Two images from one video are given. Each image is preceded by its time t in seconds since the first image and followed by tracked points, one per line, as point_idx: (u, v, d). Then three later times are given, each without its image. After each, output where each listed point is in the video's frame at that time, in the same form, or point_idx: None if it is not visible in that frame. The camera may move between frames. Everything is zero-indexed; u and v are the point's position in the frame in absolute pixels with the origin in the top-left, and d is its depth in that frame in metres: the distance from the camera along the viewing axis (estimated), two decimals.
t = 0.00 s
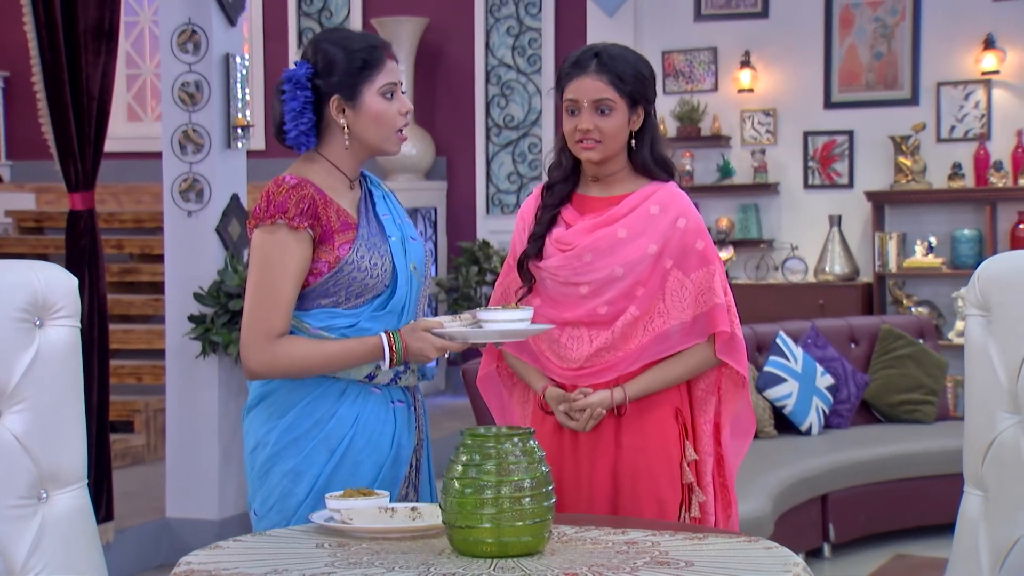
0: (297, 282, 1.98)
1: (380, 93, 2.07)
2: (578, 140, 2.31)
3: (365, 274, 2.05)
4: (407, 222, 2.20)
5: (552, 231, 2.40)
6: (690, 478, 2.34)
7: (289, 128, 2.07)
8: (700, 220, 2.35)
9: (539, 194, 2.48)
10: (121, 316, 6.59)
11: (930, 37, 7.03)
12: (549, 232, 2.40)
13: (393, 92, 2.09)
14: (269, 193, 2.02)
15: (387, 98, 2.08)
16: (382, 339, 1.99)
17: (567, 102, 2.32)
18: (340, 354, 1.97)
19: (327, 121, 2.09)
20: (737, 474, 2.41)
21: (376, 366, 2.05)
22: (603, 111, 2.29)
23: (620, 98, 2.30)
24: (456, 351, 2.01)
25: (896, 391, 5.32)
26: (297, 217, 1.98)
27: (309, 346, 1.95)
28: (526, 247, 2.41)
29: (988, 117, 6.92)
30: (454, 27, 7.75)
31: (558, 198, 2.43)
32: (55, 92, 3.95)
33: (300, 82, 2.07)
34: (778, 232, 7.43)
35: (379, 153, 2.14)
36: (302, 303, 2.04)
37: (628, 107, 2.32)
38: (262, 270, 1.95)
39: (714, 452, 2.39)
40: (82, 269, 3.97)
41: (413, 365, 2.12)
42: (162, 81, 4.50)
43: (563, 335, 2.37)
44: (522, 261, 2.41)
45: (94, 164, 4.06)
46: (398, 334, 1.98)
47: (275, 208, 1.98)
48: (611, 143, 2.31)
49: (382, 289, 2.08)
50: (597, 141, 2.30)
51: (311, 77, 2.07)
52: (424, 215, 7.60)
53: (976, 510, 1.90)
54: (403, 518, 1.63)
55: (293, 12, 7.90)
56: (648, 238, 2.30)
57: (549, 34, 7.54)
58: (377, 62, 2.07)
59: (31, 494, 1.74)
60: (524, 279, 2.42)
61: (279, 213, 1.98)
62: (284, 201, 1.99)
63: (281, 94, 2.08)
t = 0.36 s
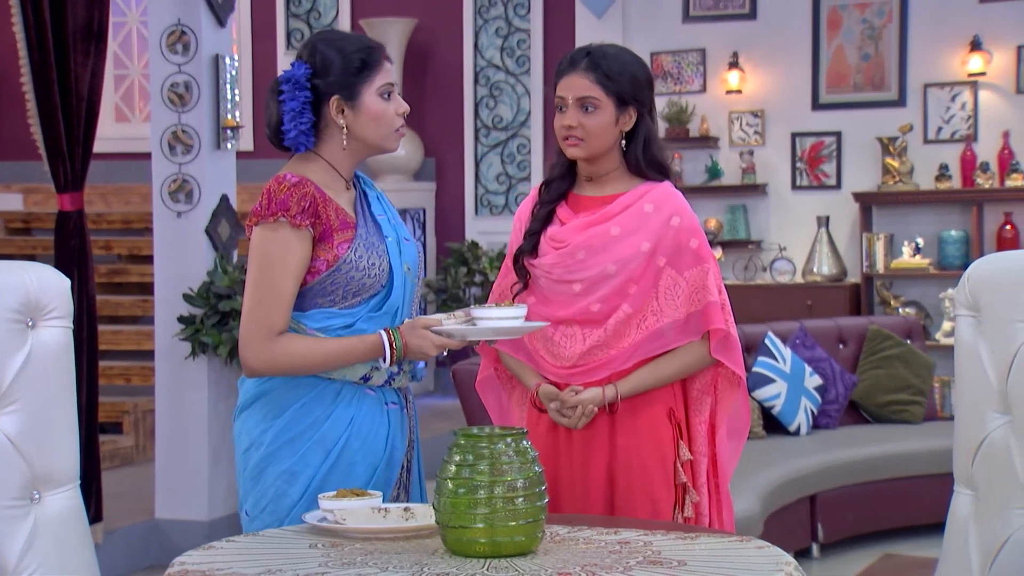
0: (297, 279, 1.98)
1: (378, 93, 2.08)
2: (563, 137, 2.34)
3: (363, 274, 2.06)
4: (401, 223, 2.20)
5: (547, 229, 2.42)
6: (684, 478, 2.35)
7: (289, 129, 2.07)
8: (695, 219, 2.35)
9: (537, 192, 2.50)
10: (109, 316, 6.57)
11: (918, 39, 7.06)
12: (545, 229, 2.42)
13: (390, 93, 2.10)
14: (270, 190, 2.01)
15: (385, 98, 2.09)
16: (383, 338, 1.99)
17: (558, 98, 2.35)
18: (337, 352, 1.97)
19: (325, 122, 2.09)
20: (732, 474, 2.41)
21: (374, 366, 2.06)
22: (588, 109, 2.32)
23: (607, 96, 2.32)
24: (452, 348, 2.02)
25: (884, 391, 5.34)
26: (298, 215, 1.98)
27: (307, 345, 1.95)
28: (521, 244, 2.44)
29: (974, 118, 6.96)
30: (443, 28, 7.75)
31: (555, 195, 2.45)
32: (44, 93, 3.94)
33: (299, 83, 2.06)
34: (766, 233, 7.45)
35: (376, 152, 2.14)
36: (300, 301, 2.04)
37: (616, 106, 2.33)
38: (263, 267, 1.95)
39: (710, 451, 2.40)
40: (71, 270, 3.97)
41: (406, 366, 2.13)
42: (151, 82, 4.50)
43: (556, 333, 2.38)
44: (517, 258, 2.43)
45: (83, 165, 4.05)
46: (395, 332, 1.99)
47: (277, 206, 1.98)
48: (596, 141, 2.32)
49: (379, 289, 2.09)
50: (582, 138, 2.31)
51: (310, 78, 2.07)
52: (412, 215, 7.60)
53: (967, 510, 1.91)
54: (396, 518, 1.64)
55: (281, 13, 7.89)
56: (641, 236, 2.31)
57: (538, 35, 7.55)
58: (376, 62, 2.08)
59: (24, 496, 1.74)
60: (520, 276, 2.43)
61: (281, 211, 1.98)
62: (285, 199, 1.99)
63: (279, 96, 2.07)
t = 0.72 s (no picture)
0: (299, 281, 1.96)
1: (387, 93, 2.08)
2: (553, 132, 2.37)
3: (364, 274, 2.05)
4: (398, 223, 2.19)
5: (544, 229, 2.46)
6: (679, 479, 2.35)
7: (300, 135, 2.03)
8: (690, 219, 2.35)
9: (537, 191, 2.54)
10: (101, 317, 6.56)
11: (908, 40, 7.08)
12: (543, 228, 2.46)
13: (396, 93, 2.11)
14: (273, 191, 1.99)
15: (392, 98, 2.09)
16: (383, 339, 2.00)
17: (552, 94, 2.38)
18: (343, 352, 1.98)
19: (336, 123, 2.05)
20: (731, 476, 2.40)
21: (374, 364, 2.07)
22: (578, 105, 2.34)
23: (598, 95, 2.34)
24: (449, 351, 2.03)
25: (875, 392, 5.35)
26: (301, 217, 1.96)
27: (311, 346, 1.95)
28: (519, 243, 2.48)
29: (965, 119, 6.98)
30: (435, 28, 7.75)
31: (553, 194, 2.49)
32: (36, 94, 3.94)
33: (312, 88, 2.02)
34: (758, 233, 7.47)
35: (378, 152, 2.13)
36: (301, 301, 2.03)
37: (608, 106, 2.34)
38: (265, 269, 1.93)
39: (708, 451, 2.40)
40: (62, 270, 3.96)
41: (404, 366, 2.14)
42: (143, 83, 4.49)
43: (550, 334, 2.40)
44: (515, 258, 2.47)
45: (75, 166, 4.04)
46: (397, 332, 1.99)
47: (280, 208, 1.95)
48: (582, 139, 2.34)
49: (380, 290, 2.09)
50: (569, 134, 2.34)
51: (322, 83, 2.02)
52: (404, 216, 7.60)
53: (960, 509, 1.92)
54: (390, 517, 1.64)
55: (272, 12, 7.88)
56: (633, 237, 2.32)
57: (530, 35, 7.55)
58: (381, 64, 2.08)
59: (18, 496, 1.74)
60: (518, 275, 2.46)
61: (284, 213, 1.96)
62: (289, 201, 1.96)
63: (290, 101, 2.01)
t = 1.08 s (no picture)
0: (314, 279, 1.93)
1: (398, 98, 2.09)
2: (553, 132, 2.38)
3: (378, 275, 2.04)
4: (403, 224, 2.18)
5: (549, 228, 2.50)
6: (676, 482, 2.36)
7: (332, 138, 1.99)
8: (691, 219, 2.34)
9: (545, 191, 2.56)
10: (97, 317, 6.55)
11: (904, 40, 7.09)
12: (547, 228, 2.49)
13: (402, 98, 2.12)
14: (292, 189, 1.96)
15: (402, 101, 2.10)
16: (394, 340, 2.00)
17: (553, 93, 2.39)
18: (353, 352, 1.96)
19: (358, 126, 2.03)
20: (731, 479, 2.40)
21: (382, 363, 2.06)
22: (576, 104, 2.34)
23: (597, 94, 2.34)
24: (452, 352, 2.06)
25: (872, 391, 5.36)
26: (321, 217, 1.94)
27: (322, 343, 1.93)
28: (524, 244, 2.51)
29: (960, 119, 6.99)
30: (431, 28, 7.75)
31: (559, 194, 2.52)
32: (32, 94, 3.94)
33: (345, 92, 1.99)
34: (754, 233, 7.47)
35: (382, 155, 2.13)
36: (313, 300, 2.01)
37: (606, 105, 2.35)
38: (281, 265, 1.90)
39: (708, 454, 2.39)
40: (58, 271, 3.96)
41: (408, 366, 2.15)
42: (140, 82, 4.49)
43: (552, 334, 2.42)
44: (519, 259, 2.50)
45: (72, 166, 4.04)
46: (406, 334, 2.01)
47: (301, 207, 1.93)
48: (581, 138, 2.35)
49: (390, 291, 2.08)
50: (568, 134, 2.35)
51: (352, 86, 2.00)
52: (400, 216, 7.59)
53: (957, 508, 1.92)
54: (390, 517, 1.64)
55: (269, 12, 7.87)
56: (632, 237, 2.32)
57: (526, 35, 7.55)
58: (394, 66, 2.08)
59: (17, 496, 1.74)
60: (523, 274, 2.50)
61: (305, 211, 1.93)
62: (309, 200, 1.94)
63: (324, 106, 1.98)
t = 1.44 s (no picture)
0: (324, 280, 1.92)
1: (402, 101, 2.08)
2: (554, 131, 2.39)
3: (385, 276, 2.03)
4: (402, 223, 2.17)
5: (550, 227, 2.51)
6: (673, 483, 2.35)
7: (332, 136, 1.99)
8: (690, 220, 2.33)
9: (547, 189, 2.57)
10: (95, 317, 6.54)
11: (901, 40, 7.09)
12: (548, 227, 2.51)
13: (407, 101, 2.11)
14: (302, 190, 1.94)
15: (406, 102, 2.10)
16: (406, 342, 2.00)
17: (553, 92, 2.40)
18: (365, 354, 1.96)
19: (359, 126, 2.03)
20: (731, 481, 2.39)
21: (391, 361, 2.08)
22: (576, 102, 2.35)
23: (596, 92, 2.34)
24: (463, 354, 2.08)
25: (869, 391, 5.36)
26: (331, 218, 1.93)
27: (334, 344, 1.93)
28: (525, 242, 2.52)
29: (958, 118, 7.00)
30: (428, 28, 7.74)
31: (561, 193, 2.53)
32: (28, 94, 3.93)
33: (346, 90, 1.99)
34: (752, 233, 7.47)
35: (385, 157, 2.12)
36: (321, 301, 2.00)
37: (606, 102, 2.35)
38: (291, 267, 1.89)
39: (704, 456, 2.39)
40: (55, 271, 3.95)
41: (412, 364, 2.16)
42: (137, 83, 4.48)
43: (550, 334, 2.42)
44: (519, 257, 2.51)
45: (69, 166, 4.04)
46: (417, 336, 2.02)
47: (311, 209, 1.91)
48: (581, 135, 2.35)
49: (396, 291, 2.07)
50: (567, 132, 2.36)
51: (353, 85, 2.00)
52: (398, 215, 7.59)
53: (953, 508, 1.92)
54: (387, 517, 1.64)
55: (267, 12, 7.86)
56: (631, 237, 2.32)
57: (523, 35, 7.54)
58: (399, 68, 2.08)
59: (12, 497, 1.74)
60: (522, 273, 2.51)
61: (315, 213, 1.92)
62: (319, 202, 1.92)
63: (324, 104, 1.98)
